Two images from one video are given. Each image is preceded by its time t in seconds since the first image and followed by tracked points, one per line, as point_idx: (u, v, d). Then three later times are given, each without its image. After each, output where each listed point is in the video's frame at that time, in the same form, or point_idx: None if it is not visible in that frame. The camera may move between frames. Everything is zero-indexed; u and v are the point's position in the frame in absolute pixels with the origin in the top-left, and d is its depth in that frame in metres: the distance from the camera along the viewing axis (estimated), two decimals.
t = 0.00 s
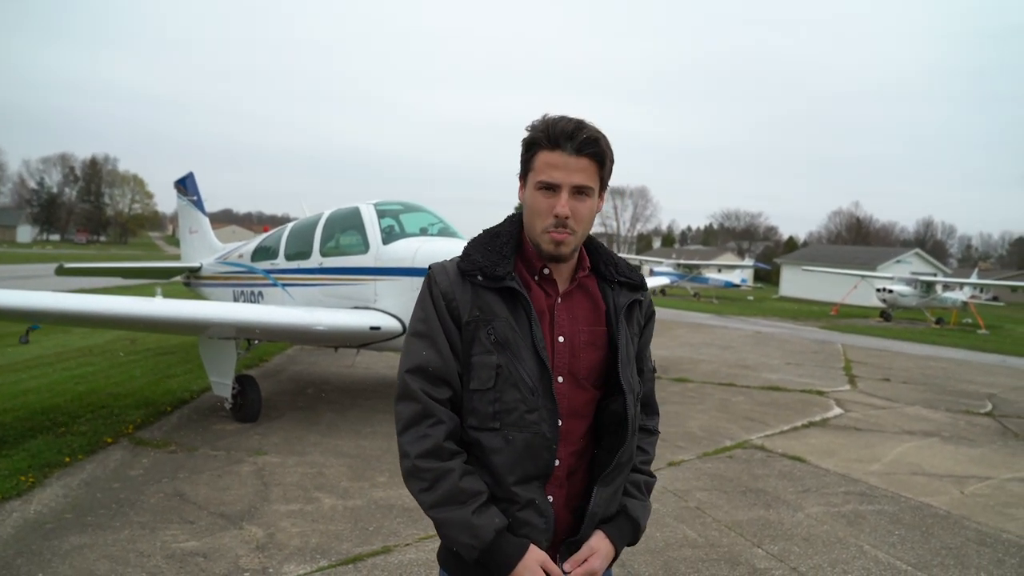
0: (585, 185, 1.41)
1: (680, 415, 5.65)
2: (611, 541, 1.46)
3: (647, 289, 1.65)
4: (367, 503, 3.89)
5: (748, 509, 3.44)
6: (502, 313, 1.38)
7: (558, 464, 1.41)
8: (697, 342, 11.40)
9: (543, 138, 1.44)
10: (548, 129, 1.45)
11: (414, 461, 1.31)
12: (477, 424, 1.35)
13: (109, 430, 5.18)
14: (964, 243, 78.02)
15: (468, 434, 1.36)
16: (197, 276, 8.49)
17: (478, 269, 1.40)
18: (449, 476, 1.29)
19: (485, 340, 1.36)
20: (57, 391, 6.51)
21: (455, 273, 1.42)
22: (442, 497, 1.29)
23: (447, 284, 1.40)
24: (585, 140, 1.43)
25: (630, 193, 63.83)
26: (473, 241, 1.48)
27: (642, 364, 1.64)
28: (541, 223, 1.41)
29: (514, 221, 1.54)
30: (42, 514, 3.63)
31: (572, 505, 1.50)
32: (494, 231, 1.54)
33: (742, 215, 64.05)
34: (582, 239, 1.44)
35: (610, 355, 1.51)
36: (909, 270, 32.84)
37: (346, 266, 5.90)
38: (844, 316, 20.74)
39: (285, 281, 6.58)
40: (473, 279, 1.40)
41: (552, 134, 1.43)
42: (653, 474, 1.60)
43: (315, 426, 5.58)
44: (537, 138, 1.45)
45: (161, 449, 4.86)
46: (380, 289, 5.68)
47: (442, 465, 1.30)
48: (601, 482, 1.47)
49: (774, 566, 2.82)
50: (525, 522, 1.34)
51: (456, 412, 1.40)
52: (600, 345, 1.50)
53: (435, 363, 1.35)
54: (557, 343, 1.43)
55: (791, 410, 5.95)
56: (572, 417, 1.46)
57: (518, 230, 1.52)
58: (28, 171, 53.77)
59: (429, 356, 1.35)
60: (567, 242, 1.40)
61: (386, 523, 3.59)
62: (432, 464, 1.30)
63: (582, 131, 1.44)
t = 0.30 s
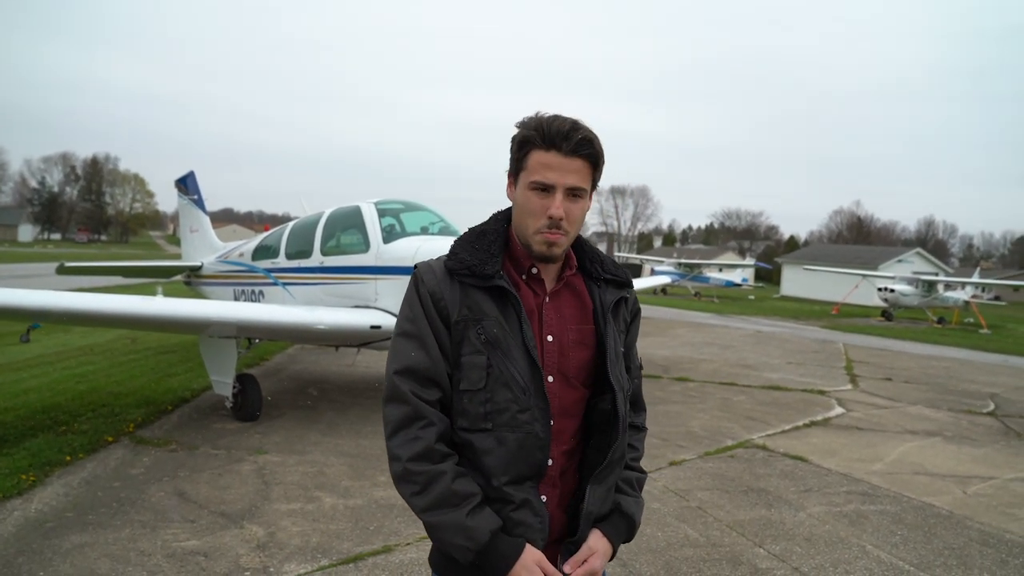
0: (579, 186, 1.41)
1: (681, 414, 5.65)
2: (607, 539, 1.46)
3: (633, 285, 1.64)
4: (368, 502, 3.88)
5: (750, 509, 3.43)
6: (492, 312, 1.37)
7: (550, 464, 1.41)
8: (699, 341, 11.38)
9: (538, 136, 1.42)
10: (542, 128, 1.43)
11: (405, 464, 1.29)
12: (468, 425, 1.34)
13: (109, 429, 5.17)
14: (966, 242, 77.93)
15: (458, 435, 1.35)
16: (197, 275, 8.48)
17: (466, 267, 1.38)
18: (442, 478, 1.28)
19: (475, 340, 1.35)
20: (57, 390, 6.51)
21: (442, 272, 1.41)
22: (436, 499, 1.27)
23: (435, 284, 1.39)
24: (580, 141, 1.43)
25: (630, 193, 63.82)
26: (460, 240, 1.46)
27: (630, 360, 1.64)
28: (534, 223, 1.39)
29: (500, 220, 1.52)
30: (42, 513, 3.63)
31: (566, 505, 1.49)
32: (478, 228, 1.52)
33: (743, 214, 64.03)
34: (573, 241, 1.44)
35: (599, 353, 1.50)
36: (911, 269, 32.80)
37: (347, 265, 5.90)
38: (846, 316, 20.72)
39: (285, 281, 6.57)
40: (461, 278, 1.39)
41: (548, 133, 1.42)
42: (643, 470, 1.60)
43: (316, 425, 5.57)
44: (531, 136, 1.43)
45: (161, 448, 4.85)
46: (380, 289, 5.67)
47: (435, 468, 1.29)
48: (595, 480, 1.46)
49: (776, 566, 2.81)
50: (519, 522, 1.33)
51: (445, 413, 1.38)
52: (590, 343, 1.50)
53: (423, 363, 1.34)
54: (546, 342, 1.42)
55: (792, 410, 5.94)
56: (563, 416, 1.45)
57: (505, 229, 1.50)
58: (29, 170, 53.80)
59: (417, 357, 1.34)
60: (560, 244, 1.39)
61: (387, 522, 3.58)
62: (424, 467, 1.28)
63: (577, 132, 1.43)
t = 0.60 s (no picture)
0: (601, 190, 1.44)
1: (682, 411, 5.65)
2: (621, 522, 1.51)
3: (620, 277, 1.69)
4: (369, 499, 3.89)
5: (750, 505, 3.44)
6: (506, 315, 1.37)
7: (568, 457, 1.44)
8: (700, 338, 11.38)
9: (568, 136, 1.41)
10: (571, 127, 1.43)
11: (436, 477, 1.24)
12: (489, 430, 1.32)
13: (111, 427, 5.19)
14: (967, 239, 77.81)
15: (479, 441, 1.33)
16: (199, 273, 8.49)
17: (478, 271, 1.36)
18: (476, 485, 1.25)
19: (491, 343, 1.34)
20: (59, 387, 6.53)
21: (451, 277, 1.37)
22: (471, 509, 1.23)
23: (446, 290, 1.35)
24: (606, 146, 1.46)
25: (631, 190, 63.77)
26: (461, 241, 1.43)
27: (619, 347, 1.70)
28: (561, 223, 1.38)
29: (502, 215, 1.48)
30: (44, 510, 3.64)
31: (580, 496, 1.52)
32: (478, 222, 1.47)
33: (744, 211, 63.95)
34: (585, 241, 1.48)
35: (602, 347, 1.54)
36: (912, 266, 32.76)
37: (348, 262, 5.90)
38: (847, 313, 20.71)
39: (287, 278, 6.57)
40: (473, 283, 1.36)
41: (578, 135, 1.42)
42: (638, 453, 1.67)
43: (317, 423, 5.58)
44: (561, 134, 1.41)
45: (163, 446, 4.86)
46: (382, 286, 5.67)
47: (468, 477, 1.25)
48: (605, 466, 1.50)
49: (776, 562, 2.82)
50: (550, 517, 1.34)
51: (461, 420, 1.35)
52: (593, 338, 1.53)
53: (442, 372, 1.30)
54: (556, 340, 1.44)
55: (793, 407, 5.95)
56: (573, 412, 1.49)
57: (509, 225, 1.47)
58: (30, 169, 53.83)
59: (437, 366, 1.29)
60: (579, 245, 1.42)
61: (388, 519, 3.59)
62: (456, 477, 1.24)
63: (604, 137, 1.46)
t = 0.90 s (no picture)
0: (594, 173, 1.43)
1: (671, 406, 5.66)
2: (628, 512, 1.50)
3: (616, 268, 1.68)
4: (357, 496, 3.86)
5: (739, 500, 3.44)
6: (515, 309, 1.35)
7: (577, 449, 1.42)
8: (689, 334, 11.41)
9: (555, 122, 1.39)
10: (559, 113, 1.41)
11: (454, 475, 1.21)
12: (502, 425, 1.30)
13: (96, 425, 5.11)
14: (953, 235, 78.64)
15: (491, 437, 1.30)
16: (186, 269, 8.40)
17: (488, 265, 1.34)
18: (493, 481, 1.22)
19: (502, 338, 1.32)
20: (43, 385, 6.43)
21: (459, 271, 1.34)
22: (490, 505, 1.21)
23: (455, 285, 1.31)
24: (594, 129, 1.45)
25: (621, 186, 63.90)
26: (465, 237, 1.40)
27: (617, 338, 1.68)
28: (560, 209, 1.36)
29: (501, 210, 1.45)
30: (27, 510, 3.58)
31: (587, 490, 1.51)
32: (478, 217, 1.44)
33: (733, 208, 64.26)
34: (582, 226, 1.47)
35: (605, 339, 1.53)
36: (899, 261, 33.05)
37: (336, 258, 5.85)
38: (835, 308, 20.85)
39: (274, 274, 6.51)
40: (481, 277, 1.34)
41: (568, 120, 1.40)
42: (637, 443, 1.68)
43: (305, 419, 5.54)
44: (550, 121, 1.39)
45: (149, 443, 4.80)
46: (370, 282, 5.63)
47: (486, 473, 1.22)
48: (612, 458, 1.48)
49: (765, 556, 2.82)
50: (564, 510, 1.33)
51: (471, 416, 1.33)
52: (597, 330, 1.52)
53: (456, 368, 1.26)
54: (563, 332, 1.42)
55: (781, 401, 5.97)
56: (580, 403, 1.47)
57: (508, 219, 1.45)
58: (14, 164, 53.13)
59: (450, 363, 1.26)
60: (578, 229, 1.41)
61: (377, 516, 3.56)
62: (474, 474, 1.21)
63: (591, 120, 1.44)
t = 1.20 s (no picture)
0: (578, 162, 1.39)
1: (661, 403, 5.67)
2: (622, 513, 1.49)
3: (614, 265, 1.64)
4: (347, 494, 3.83)
5: (729, 496, 3.45)
6: (508, 304, 1.33)
7: (569, 447, 1.40)
8: (679, 330, 11.44)
9: (537, 113, 1.38)
10: (540, 105, 1.40)
11: (443, 470, 1.19)
12: (493, 421, 1.28)
13: (82, 424, 5.04)
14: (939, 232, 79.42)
15: (483, 433, 1.29)
16: (173, 267, 8.31)
17: (481, 260, 1.32)
18: (484, 477, 1.21)
19: (495, 333, 1.30)
20: (28, 385, 6.34)
21: (453, 266, 1.32)
22: (479, 501, 1.19)
23: (449, 280, 1.30)
24: (580, 119, 1.41)
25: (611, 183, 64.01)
26: (461, 231, 1.38)
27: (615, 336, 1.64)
28: (538, 199, 1.35)
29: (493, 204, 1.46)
30: (11, 511, 3.52)
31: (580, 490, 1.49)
32: (474, 212, 1.44)
33: (722, 205, 64.57)
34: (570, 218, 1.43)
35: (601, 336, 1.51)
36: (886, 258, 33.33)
37: (325, 256, 5.80)
38: (824, 304, 21.01)
39: (263, 272, 6.45)
40: (475, 272, 1.32)
41: (548, 110, 1.38)
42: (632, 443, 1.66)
43: (294, 418, 5.49)
44: (530, 113, 1.38)
45: (136, 443, 4.74)
46: (359, 279, 5.59)
47: (477, 469, 1.21)
48: (607, 458, 1.47)
49: (755, 553, 2.82)
50: (554, 507, 1.32)
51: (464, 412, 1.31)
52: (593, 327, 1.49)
53: (448, 363, 1.24)
54: (556, 329, 1.40)
55: (771, 398, 5.99)
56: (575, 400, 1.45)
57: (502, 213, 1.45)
58: None
59: (443, 357, 1.24)
60: (562, 219, 1.38)
61: (366, 515, 3.54)
62: (464, 469, 1.20)
63: (575, 109, 1.41)
